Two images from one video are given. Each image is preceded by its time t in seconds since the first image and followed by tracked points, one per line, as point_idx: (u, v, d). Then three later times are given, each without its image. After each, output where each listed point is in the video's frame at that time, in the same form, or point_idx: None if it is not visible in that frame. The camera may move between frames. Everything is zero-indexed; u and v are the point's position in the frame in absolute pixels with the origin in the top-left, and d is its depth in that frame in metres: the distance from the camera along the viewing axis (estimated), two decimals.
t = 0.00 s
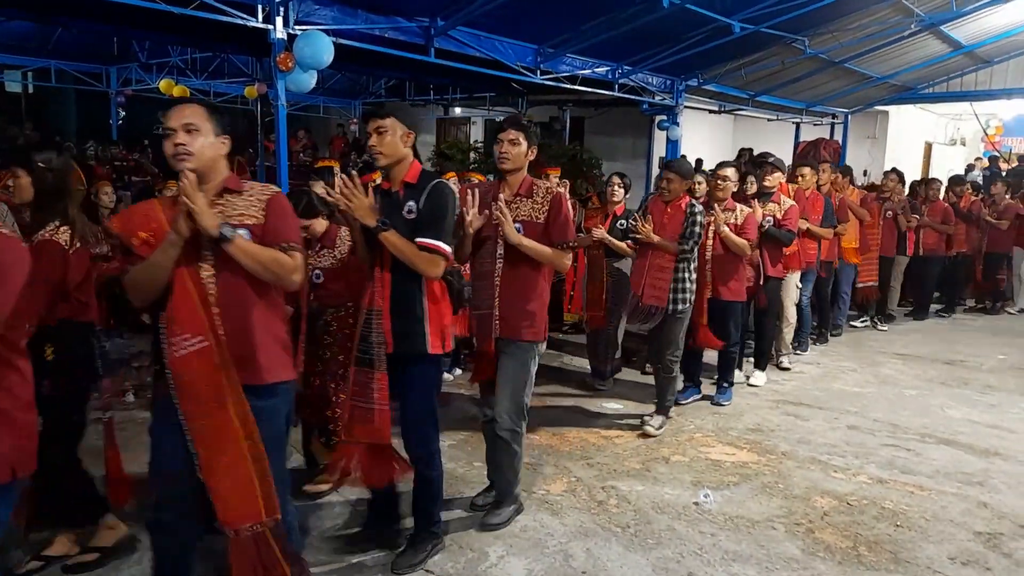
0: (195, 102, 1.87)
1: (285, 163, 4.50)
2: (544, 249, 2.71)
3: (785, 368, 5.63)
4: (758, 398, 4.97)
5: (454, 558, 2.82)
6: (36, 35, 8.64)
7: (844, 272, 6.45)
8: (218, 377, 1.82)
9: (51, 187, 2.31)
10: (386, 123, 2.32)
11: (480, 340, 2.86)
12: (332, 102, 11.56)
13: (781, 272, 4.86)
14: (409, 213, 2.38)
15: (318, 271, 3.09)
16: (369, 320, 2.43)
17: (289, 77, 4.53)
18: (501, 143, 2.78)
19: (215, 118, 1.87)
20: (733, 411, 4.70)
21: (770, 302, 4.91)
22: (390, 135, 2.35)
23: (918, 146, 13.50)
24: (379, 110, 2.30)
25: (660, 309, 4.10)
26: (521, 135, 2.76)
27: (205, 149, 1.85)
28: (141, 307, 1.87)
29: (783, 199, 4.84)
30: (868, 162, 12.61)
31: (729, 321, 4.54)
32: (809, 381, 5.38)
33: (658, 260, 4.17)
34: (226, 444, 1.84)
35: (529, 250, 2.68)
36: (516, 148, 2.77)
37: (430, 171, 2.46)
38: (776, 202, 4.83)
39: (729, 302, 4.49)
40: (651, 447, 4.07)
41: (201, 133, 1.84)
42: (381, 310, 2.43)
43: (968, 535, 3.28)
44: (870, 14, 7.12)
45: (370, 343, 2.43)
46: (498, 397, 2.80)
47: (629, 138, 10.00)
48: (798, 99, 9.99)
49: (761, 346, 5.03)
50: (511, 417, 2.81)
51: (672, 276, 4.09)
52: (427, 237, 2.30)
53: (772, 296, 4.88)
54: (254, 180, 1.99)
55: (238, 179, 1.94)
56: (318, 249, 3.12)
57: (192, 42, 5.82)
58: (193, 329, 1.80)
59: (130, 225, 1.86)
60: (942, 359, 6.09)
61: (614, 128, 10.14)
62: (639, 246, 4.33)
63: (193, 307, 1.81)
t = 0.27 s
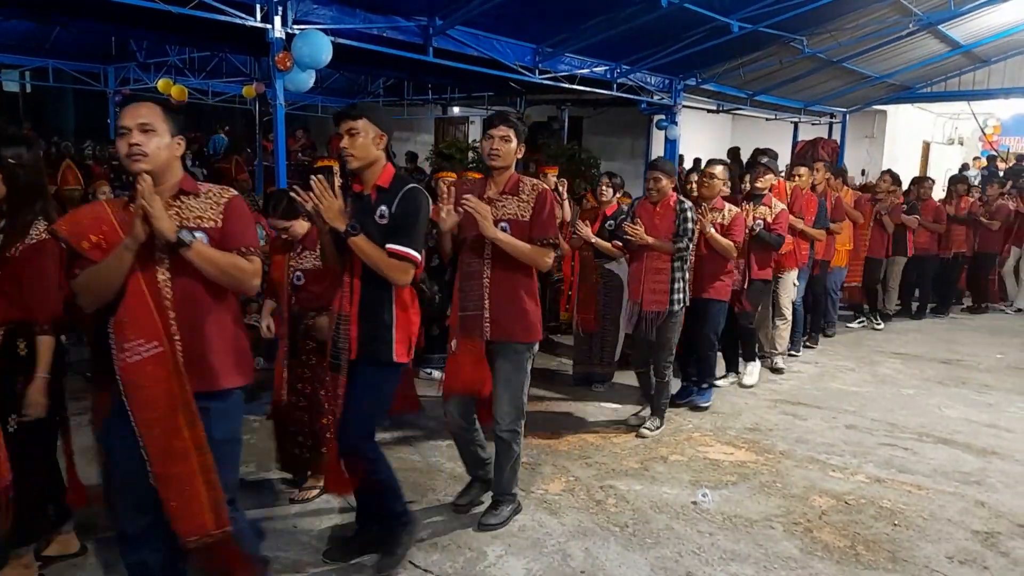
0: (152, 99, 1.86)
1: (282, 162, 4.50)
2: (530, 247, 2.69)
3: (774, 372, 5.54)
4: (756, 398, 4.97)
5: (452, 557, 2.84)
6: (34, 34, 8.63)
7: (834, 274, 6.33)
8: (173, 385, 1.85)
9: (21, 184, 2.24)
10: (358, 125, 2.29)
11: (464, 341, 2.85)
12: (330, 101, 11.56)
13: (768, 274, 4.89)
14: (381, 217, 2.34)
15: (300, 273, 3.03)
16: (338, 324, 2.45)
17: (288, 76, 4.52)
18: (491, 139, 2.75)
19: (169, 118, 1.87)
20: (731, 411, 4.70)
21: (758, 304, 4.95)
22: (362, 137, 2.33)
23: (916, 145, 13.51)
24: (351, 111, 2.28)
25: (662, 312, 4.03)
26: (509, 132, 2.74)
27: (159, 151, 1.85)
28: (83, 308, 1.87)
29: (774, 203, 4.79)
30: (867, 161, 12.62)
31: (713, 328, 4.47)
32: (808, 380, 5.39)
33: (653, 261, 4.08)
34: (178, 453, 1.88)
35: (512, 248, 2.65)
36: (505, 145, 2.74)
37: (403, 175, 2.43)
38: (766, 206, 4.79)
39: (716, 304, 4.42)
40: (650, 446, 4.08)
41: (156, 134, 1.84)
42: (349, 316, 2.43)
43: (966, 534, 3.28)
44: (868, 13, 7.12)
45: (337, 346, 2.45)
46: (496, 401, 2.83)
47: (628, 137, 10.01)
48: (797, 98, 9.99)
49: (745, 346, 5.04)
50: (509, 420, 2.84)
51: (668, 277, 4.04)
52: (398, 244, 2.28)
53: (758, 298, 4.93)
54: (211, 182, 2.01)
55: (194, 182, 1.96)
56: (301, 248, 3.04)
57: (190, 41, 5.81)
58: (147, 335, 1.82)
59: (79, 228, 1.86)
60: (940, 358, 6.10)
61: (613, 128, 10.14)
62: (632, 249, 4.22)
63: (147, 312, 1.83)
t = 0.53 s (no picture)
0: (134, 101, 1.87)
1: (280, 161, 4.48)
2: (500, 260, 2.64)
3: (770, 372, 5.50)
4: (756, 395, 4.97)
5: (452, 556, 2.83)
6: (31, 34, 8.62)
7: (834, 273, 6.28)
8: (123, 392, 1.85)
9: None
10: (331, 123, 2.24)
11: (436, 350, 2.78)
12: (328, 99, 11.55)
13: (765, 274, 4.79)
14: (356, 216, 2.30)
15: (272, 271, 3.08)
16: (309, 329, 2.38)
17: (286, 75, 4.53)
18: (469, 145, 2.70)
19: (150, 119, 1.87)
20: (731, 408, 4.70)
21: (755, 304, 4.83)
22: (335, 135, 2.28)
23: (915, 142, 13.51)
24: (326, 107, 2.23)
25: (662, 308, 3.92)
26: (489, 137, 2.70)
27: (134, 153, 1.84)
28: (61, 302, 1.98)
29: (769, 199, 4.76)
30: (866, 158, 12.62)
31: (708, 326, 4.43)
32: (807, 377, 5.39)
33: (647, 256, 3.94)
34: (121, 462, 1.88)
35: (482, 264, 2.61)
36: (485, 151, 2.70)
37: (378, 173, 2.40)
38: (762, 204, 4.74)
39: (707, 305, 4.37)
40: (650, 444, 4.07)
41: (134, 134, 1.84)
42: (322, 320, 2.36)
43: (966, 530, 3.28)
44: (867, 10, 7.11)
45: (308, 353, 2.38)
46: (462, 409, 2.77)
47: (626, 135, 10.00)
48: (796, 95, 9.98)
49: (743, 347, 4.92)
50: (479, 430, 2.79)
51: (663, 271, 3.96)
52: (376, 243, 2.24)
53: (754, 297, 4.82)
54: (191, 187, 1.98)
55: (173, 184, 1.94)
56: (275, 247, 3.08)
57: (187, 39, 5.80)
58: (106, 340, 1.83)
59: (55, 227, 2.13)
60: (940, 355, 6.10)
61: (612, 125, 10.13)
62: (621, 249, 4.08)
63: (107, 316, 1.83)
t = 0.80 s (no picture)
0: (127, 92, 1.84)
1: (279, 160, 4.46)
2: (479, 254, 2.57)
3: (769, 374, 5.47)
4: (758, 396, 4.95)
5: (452, 557, 2.81)
6: (29, 34, 8.60)
7: (832, 273, 6.23)
8: (78, 390, 1.82)
9: None
10: (302, 115, 2.22)
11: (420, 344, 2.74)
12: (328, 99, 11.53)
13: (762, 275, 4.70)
14: (329, 213, 2.27)
15: (249, 272, 2.63)
16: (282, 329, 2.32)
17: (285, 74, 4.49)
18: (453, 137, 2.64)
19: (140, 116, 1.85)
20: (733, 409, 4.68)
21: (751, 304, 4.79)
22: (309, 129, 2.25)
23: (916, 142, 13.48)
24: (298, 100, 2.21)
25: (668, 301, 3.88)
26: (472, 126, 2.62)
27: (114, 148, 1.81)
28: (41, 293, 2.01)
29: (763, 197, 4.76)
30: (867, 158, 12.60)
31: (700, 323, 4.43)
32: (809, 378, 5.36)
33: (645, 253, 3.89)
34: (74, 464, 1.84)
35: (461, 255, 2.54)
36: (466, 143, 2.64)
37: (353, 170, 2.36)
38: (754, 201, 4.77)
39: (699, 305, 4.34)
40: (651, 445, 4.05)
41: (118, 128, 1.81)
42: (295, 320, 2.30)
43: (969, 531, 3.26)
44: (868, 9, 7.09)
45: (284, 356, 2.32)
46: (444, 409, 2.68)
47: (626, 135, 9.99)
48: (797, 95, 9.96)
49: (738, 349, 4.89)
50: (458, 433, 2.68)
51: (666, 268, 3.91)
52: (347, 242, 2.20)
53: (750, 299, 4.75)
54: (175, 187, 1.91)
55: (155, 185, 1.88)
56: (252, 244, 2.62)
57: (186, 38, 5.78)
58: (71, 337, 1.82)
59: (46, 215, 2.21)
60: (942, 355, 6.07)
61: (613, 125, 10.10)
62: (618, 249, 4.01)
63: (72, 315, 1.82)
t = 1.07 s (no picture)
0: (99, 96, 1.85)
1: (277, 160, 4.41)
2: (467, 250, 2.51)
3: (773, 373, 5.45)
4: (761, 398, 4.90)
5: (452, 561, 2.77)
6: (25, 33, 8.57)
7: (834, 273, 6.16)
8: (43, 402, 1.88)
9: None
10: (272, 116, 2.18)
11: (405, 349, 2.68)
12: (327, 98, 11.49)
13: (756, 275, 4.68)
14: (298, 219, 2.22)
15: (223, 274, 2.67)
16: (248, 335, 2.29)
17: (280, 74, 4.37)
18: (433, 132, 2.57)
19: (108, 122, 1.85)
20: (735, 411, 4.63)
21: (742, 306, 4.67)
22: (277, 129, 2.21)
23: (919, 141, 13.42)
24: (267, 99, 2.18)
25: (666, 308, 3.84)
26: (453, 121, 2.56)
27: (78, 153, 1.84)
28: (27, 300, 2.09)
29: (759, 195, 4.61)
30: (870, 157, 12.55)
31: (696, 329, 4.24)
32: (812, 380, 5.32)
33: (644, 258, 3.81)
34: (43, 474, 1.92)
35: (446, 252, 2.48)
36: (442, 136, 2.57)
37: (325, 175, 2.32)
38: (751, 200, 4.63)
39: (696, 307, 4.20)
40: (653, 448, 4.01)
41: (82, 134, 1.83)
42: (261, 326, 2.26)
43: (973, 534, 3.21)
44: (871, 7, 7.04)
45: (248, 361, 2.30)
46: (442, 415, 2.64)
47: (627, 133, 9.94)
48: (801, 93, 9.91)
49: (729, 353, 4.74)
50: (458, 436, 2.64)
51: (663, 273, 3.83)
52: (321, 252, 2.18)
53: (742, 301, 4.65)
54: (145, 201, 1.88)
55: (124, 195, 1.86)
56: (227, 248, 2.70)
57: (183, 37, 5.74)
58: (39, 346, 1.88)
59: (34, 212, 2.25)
60: (946, 357, 6.02)
61: (614, 124, 10.05)
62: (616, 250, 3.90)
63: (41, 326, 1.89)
